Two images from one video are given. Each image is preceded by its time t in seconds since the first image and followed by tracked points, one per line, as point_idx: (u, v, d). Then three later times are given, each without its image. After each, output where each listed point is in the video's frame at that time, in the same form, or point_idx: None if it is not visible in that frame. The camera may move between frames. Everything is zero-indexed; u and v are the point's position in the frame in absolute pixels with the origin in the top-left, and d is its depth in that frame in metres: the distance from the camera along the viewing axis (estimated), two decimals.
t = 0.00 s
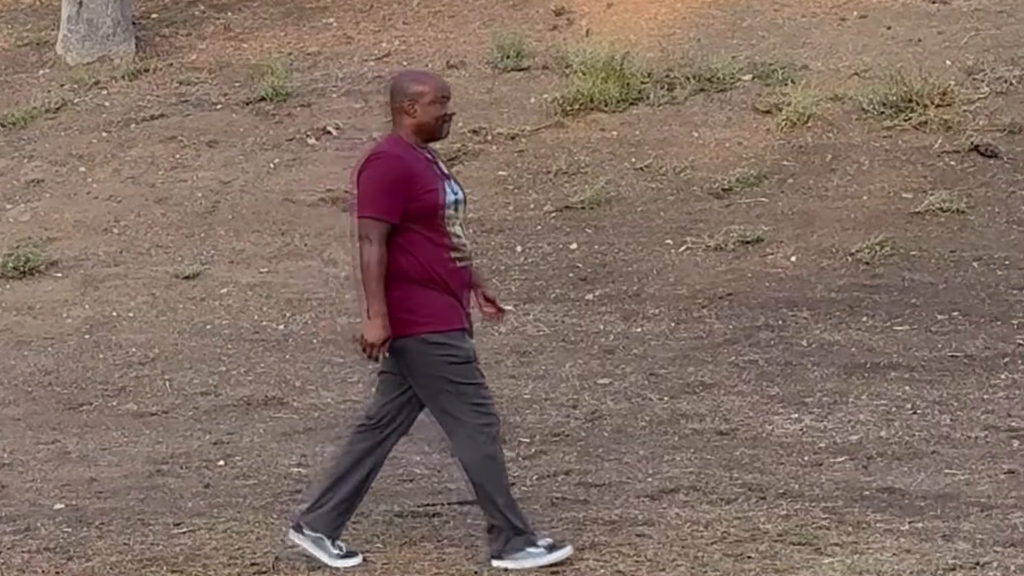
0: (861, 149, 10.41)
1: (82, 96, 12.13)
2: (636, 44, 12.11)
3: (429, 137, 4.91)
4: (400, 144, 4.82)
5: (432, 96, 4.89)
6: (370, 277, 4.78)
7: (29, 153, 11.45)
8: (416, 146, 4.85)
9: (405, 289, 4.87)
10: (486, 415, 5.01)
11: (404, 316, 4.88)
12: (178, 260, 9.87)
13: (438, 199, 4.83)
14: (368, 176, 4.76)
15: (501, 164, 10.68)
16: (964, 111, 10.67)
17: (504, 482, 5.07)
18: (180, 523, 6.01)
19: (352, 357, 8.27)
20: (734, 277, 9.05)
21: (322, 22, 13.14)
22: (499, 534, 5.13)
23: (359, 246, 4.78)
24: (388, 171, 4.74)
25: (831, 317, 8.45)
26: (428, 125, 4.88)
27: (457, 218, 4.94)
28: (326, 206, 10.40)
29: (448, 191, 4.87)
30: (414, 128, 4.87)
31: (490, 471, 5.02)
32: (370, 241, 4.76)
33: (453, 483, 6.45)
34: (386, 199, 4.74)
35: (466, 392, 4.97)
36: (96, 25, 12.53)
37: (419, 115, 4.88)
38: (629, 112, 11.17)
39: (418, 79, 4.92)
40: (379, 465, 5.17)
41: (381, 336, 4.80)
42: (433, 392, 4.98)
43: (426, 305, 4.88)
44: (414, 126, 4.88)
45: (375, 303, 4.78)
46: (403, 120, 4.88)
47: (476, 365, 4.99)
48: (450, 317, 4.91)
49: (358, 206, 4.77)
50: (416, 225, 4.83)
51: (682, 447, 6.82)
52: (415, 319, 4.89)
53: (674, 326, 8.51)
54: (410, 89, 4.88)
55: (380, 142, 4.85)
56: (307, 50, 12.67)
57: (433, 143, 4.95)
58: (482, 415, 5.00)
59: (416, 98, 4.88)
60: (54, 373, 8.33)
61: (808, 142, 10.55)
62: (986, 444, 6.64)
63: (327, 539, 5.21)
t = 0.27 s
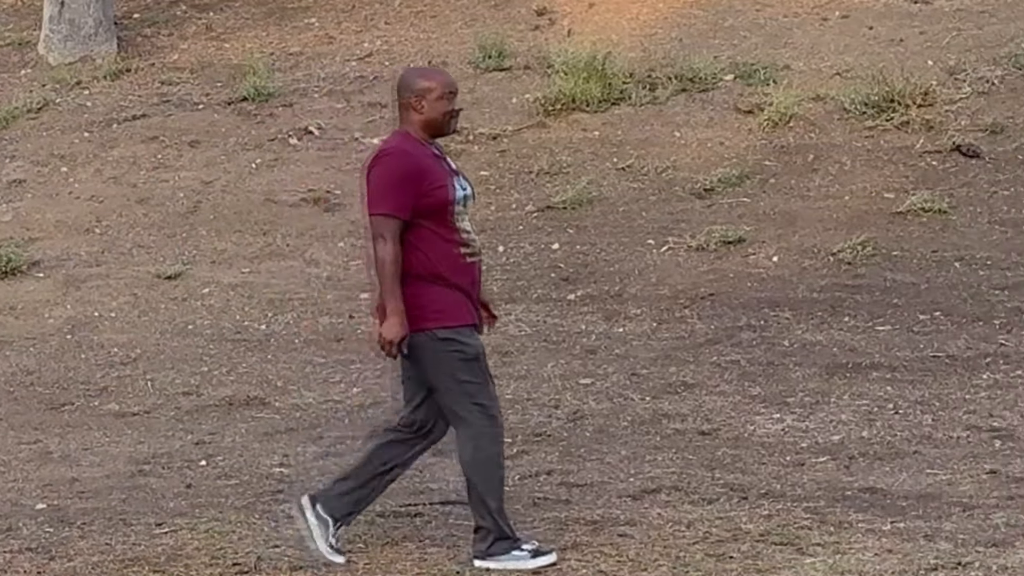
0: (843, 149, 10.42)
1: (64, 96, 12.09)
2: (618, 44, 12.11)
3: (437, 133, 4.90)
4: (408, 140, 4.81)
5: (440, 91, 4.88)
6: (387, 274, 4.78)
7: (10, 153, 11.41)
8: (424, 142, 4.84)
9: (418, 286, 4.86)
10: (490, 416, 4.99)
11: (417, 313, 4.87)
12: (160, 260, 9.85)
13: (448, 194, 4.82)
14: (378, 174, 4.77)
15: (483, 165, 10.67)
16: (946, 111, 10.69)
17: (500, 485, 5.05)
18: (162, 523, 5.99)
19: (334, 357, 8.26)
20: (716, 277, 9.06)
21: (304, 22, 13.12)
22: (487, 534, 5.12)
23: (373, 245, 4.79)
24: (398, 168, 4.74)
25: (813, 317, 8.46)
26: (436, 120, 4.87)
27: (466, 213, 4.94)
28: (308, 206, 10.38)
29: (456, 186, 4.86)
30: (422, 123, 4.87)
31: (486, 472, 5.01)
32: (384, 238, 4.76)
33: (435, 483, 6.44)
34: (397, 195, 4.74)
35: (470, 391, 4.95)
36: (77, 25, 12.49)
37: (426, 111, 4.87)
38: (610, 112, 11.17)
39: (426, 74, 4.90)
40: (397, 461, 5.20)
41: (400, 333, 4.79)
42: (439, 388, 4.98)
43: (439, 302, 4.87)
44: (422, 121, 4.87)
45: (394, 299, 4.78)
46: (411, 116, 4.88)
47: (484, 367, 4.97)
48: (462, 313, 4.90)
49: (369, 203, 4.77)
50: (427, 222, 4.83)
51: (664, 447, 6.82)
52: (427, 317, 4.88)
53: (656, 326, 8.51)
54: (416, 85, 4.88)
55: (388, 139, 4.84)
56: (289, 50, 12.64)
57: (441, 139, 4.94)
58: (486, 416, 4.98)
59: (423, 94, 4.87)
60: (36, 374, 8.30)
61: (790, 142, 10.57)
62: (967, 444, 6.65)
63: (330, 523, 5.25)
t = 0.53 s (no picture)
0: (824, 149, 10.44)
1: (46, 96, 12.06)
2: (599, 44, 12.11)
3: (443, 128, 4.90)
4: (418, 135, 4.81)
5: (447, 87, 4.88)
6: (403, 270, 4.77)
7: None
8: (432, 137, 4.84)
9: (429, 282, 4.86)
10: (484, 416, 4.99)
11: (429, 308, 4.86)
12: (141, 260, 9.83)
13: (456, 189, 4.83)
14: (388, 170, 4.76)
15: (465, 165, 10.67)
16: (928, 111, 10.70)
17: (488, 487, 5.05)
18: (144, 523, 5.98)
19: (316, 357, 8.25)
20: (698, 277, 9.07)
21: (285, 22, 13.10)
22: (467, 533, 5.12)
23: (386, 241, 4.77)
24: (409, 163, 4.73)
25: (794, 317, 8.47)
26: (443, 115, 4.87)
27: (471, 208, 4.95)
28: (289, 206, 10.37)
29: (464, 181, 4.88)
30: (428, 119, 4.87)
31: (472, 474, 5.02)
32: (398, 234, 4.75)
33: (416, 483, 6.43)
34: (409, 191, 4.74)
35: (467, 391, 4.95)
36: (59, 25, 12.46)
37: (433, 106, 4.87)
38: (592, 112, 11.18)
39: (431, 70, 4.90)
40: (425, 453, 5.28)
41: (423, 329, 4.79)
42: (438, 383, 4.99)
43: (450, 297, 4.87)
44: (428, 117, 4.87)
45: (414, 295, 4.78)
46: (417, 111, 4.87)
47: (483, 368, 4.97)
48: (472, 307, 4.91)
49: (380, 200, 4.76)
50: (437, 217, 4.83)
51: (646, 447, 6.82)
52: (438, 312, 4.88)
53: (638, 326, 8.52)
54: (422, 81, 4.88)
55: (396, 134, 4.83)
56: (270, 50, 12.62)
57: (445, 134, 4.95)
58: (479, 417, 4.99)
59: (430, 90, 4.87)
60: (18, 374, 8.27)
61: (772, 142, 10.58)
62: (949, 444, 6.67)
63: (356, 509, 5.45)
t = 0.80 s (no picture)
0: (806, 149, 10.45)
1: (27, 96, 12.02)
2: (581, 44, 12.11)
3: (447, 122, 4.85)
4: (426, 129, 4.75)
5: (453, 80, 4.83)
6: (421, 264, 4.70)
7: None
8: (438, 132, 4.79)
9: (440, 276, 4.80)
10: (472, 418, 4.94)
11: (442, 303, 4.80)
12: (123, 260, 9.80)
13: (464, 182, 4.79)
14: (398, 164, 4.68)
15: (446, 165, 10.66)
16: (909, 111, 10.72)
17: (470, 490, 5.02)
18: (126, 523, 5.96)
19: (298, 357, 8.24)
20: (680, 277, 9.08)
21: (267, 22, 13.08)
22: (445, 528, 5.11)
23: (401, 237, 4.69)
24: (420, 156, 4.67)
25: (776, 317, 8.49)
26: (449, 108, 4.82)
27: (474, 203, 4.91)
28: (271, 206, 10.35)
29: (470, 175, 4.83)
30: (433, 112, 4.81)
31: (454, 474, 4.99)
32: (414, 229, 4.67)
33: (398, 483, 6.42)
34: (423, 184, 4.67)
35: (457, 391, 4.90)
36: (41, 25, 12.40)
37: (439, 100, 4.81)
38: (574, 112, 11.18)
39: (436, 64, 4.85)
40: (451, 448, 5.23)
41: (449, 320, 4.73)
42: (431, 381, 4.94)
43: (460, 292, 4.82)
44: (433, 111, 4.81)
45: (437, 288, 4.71)
46: (422, 105, 4.81)
47: (478, 368, 4.91)
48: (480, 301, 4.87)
49: (392, 196, 4.68)
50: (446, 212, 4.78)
51: (628, 447, 6.83)
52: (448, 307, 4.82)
53: (620, 326, 8.52)
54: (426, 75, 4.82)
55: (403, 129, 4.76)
56: (252, 50, 12.60)
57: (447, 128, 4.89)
58: (467, 419, 4.94)
59: (436, 83, 4.81)
60: None
61: (754, 142, 10.59)
62: (930, 444, 6.68)
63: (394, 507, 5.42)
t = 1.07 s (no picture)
0: (788, 149, 10.47)
1: (9, 96, 11.98)
2: (563, 44, 12.11)
3: (452, 120, 4.85)
4: (434, 126, 4.75)
5: (459, 77, 4.84)
6: (434, 258, 4.69)
7: None
8: (444, 129, 4.79)
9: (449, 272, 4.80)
10: (456, 418, 4.94)
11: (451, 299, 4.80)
12: (105, 260, 9.78)
13: (471, 179, 4.79)
14: (408, 161, 4.68)
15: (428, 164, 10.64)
16: (891, 111, 10.74)
17: (448, 488, 5.02)
18: (108, 524, 5.94)
19: (280, 357, 8.23)
20: (662, 277, 9.08)
21: (249, 22, 13.05)
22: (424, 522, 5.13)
23: (413, 231, 4.69)
24: (428, 151, 4.67)
25: (758, 317, 8.50)
26: (455, 105, 4.82)
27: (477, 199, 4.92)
28: (253, 206, 10.33)
29: (475, 172, 4.84)
30: (438, 109, 4.81)
31: (432, 470, 4.99)
32: (426, 223, 4.67)
33: (380, 483, 6.41)
34: (433, 180, 4.68)
35: (445, 390, 4.90)
36: (23, 25, 12.29)
37: (444, 97, 4.82)
38: (556, 112, 11.18)
39: (441, 61, 4.85)
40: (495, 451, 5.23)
41: (476, 307, 4.74)
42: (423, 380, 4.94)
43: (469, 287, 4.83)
44: (438, 107, 4.82)
45: (455, 278, 4.71)
46: (428, 102, 4.81)
47: (471, 368, 4.90)
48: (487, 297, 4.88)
49: (401, 191, 4.67)
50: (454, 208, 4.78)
51: (610, 447, 6.83)
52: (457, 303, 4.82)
53: (602, 326, 8.52)
54: (430, 72, 4.83)
55: (411, 126, 4.75)
56: (234, 50, 12.58)
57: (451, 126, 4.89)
58: (452, 417, 4.95)
59: (441, 80, 4.82)
60: None
61: (736, 142, 10.61)
62: (912, 444, 6.69)
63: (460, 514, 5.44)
